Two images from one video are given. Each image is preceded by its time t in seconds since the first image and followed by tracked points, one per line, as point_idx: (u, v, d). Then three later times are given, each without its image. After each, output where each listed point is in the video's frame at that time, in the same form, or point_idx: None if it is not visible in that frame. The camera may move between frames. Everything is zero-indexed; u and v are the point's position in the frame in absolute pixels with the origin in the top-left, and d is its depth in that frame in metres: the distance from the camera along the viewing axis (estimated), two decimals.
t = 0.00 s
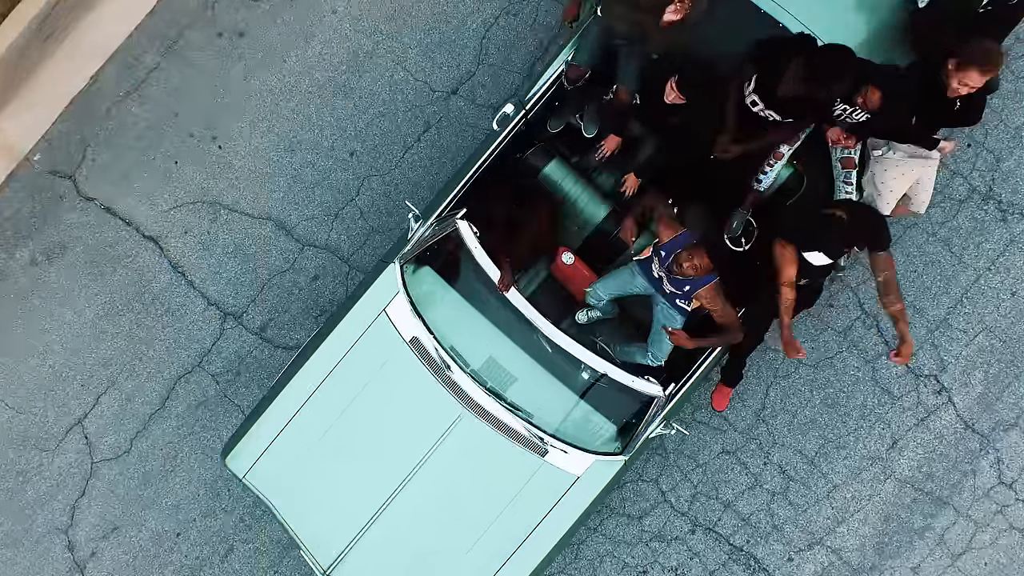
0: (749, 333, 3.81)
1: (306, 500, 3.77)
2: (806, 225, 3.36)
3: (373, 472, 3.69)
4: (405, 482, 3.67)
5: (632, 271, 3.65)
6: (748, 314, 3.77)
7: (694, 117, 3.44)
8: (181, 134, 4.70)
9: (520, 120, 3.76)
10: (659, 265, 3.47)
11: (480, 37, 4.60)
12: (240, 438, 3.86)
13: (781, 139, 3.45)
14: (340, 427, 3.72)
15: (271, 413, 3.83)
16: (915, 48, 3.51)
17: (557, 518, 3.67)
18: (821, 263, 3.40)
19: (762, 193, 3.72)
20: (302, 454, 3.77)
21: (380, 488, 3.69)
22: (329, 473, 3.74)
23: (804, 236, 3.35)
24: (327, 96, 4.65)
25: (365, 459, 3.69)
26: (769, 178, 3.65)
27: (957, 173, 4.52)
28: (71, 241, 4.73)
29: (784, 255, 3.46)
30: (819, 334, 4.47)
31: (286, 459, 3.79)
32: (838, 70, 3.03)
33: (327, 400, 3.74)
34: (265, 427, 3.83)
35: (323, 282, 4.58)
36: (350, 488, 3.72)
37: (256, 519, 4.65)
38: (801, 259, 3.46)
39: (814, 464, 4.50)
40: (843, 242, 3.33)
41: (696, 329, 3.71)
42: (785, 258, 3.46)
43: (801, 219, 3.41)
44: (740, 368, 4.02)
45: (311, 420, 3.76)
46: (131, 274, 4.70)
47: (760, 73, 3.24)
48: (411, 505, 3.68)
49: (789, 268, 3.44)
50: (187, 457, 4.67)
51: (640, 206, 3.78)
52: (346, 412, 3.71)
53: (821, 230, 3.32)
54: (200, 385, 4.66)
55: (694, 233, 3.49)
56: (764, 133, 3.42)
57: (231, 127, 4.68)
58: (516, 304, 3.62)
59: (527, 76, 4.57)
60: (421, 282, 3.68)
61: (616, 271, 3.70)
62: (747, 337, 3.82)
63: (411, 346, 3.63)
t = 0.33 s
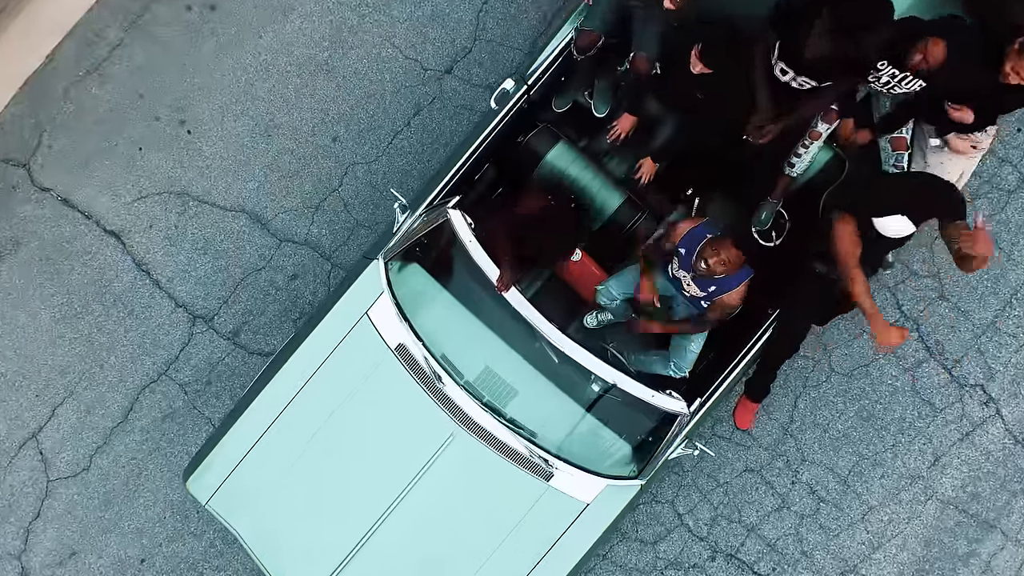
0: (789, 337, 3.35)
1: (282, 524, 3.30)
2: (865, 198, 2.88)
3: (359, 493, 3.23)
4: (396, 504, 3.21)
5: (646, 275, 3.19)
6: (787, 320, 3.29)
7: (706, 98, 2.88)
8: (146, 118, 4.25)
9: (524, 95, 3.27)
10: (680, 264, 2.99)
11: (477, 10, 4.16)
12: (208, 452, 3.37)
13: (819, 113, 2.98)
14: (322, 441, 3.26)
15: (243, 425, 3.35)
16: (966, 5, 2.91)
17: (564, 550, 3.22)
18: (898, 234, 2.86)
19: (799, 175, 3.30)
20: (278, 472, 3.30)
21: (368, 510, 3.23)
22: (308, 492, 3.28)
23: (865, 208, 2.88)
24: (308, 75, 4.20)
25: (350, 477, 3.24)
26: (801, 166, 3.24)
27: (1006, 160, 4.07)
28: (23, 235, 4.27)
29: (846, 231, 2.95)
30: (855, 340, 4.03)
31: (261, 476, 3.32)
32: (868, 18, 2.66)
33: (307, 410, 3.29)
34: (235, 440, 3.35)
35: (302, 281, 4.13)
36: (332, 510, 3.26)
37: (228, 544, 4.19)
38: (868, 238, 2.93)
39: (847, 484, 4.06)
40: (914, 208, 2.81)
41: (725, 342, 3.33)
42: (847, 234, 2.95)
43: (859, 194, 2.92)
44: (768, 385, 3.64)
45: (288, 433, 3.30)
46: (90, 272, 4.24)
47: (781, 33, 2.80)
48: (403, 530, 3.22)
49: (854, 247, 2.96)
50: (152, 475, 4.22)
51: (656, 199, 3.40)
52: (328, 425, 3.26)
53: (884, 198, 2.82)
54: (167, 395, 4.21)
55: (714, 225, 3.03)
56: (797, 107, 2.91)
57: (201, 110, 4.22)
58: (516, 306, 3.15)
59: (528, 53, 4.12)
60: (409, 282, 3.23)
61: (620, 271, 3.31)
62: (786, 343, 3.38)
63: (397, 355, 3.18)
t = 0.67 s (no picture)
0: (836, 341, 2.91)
1: (256, 548, 2.90)
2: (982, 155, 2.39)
3: (344, 514, 2.83)
4: (385, 526, 2.81)
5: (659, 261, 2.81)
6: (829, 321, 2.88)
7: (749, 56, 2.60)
8: (107, 100, 3.85)
9: (524, 70, 2.87)
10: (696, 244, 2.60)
11: None
12: (174, 464, 2.98)
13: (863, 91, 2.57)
14: (301, 455, 2.87)
15: (211, 436, 2.96)
16: None
17: None
18: (1009, 210, 2.28)
19: (840, 159, 2.87)
20: (252, 489, 2.90)
21: (354, 534, 2.83)
22: (286, 511, 2.88)
23: (975, 170, 2.37)
24: (286, 52, 3.81)
25: (333, 496, 2.84)
26: (841, 148, 2.79)
27: None
28: None
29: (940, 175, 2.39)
30: (890, 344, 3.66)
31: (232, 494, 2.92)
32: None
33: (282, 421, 2.89)
34: (203, 453, 2.96)
35: (279, 279, 3.73)
36: (314, 533, 2.86)
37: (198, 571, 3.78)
38: (967, 202, 2.35)
39: (882, 504, 3.66)
40: None
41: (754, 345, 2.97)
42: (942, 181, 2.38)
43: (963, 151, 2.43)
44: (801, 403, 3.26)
45: (263, 446, 2.90)
46: (45, 269, 3.85)
47: None
48: (394, 557, 2.82)
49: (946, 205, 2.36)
50: (115, 494, 3.82)
51: (674, 188, 3.01)
52: (307, 437, 2.86)
53: (996, 167, 2.35)
54: (131, 406, 3.82)
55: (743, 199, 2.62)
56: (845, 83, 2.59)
57: (168, 92, 3.83)
58: (515, 309, 2.77)
59: (530, 26, 3.71)
60: (393, 279, 2.84)
61: (632, 267, 2.94)
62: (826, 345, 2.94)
63: (380, 363, 2.79)
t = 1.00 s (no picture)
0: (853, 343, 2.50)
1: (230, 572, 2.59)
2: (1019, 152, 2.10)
3: (329, 533, 2.54)
4: (375, 546, 2.53)
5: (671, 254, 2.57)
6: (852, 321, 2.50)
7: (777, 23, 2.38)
8: (74, 83, 3.57)
9: (524, 46, 2.58)
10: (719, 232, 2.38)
11: None
12: (139, 479, 2.65)
13: (908, 66, 2.36)
14: (279, 469, 2.56)
15: (179, 448, 2.63)
16: None
17: None
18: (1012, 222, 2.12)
19: (875, 145, 2.68)
20: (224, 508, 2.58)
21: (339, 555, 2.54)
22: (264, 532, 2.56)
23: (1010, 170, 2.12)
24: (268, 32, 3.53)
25: (316, 514, 2.54)
26: (881, 129, 2.60)
27: None
28: None
29: (965, 175, 2.21)
30: (920, 348, 3.39)
31: (202, 513, 2.60)
32: None
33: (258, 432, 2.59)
34: (170, 466, 2.63)
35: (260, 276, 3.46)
36: (295, 554, 2.55)
37: None
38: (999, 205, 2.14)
39: (910, 521, 3.38)
40: None
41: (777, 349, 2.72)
42: (966, 183, 2.20)
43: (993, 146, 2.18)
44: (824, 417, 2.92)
45: (237, 459, 2.59)
46: (6, 265, 3.56)
47: None
48: None
49: (965, 206, 2.20)
50: (82, 510, 3.51)
51: (688, 177, 2.74)
52: (287, 449, 2.56)
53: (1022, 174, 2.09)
54: (99, 414, 3.53)
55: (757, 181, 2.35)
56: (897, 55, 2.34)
57: (140, 75, 3.56)
58: (511, 308, 2.49)
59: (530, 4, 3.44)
60: (379, 277, 2.56)
61: (642, 254, 2.66)
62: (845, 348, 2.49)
63: (364, 370, 2.52)
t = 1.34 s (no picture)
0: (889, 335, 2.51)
1: None
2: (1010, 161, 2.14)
3: (316, 543, 2.39)
4: (365, 558, 2.38)
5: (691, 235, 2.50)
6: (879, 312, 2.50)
7: (789, 5, 2.42)
8: (53, 73, 3.42)
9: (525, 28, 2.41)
10: (749, 214, 2.30)
11: None
12: (119, 479, 2.51)
13: (925, 45, 2.33)
14: (263, 476, 2.41)
15: (160, 449, 2.48)
16: None
17: None
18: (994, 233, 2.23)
19: (896, 133, 2.52)
20: (205, 516, 2.43)
21: (327, 567, 2.39)
22: (246, 542, 2.41)
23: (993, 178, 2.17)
24: (255, 18, 3.39)
25: (303, 523, 2.39)
26: (900, 117, 2.46)
27: None
28: None
29: (953, 183, 2.27)
30: (936, 349, 3.24)
31: (181, 521, 2.44)
32: None
33: (239, 436, 2.44)
34: (149, 470, 2.48)
35: (247, 273, 3.31)
36: (279, 566, 2.40)
37: None
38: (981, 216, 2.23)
39: (926, 530, 3.24)
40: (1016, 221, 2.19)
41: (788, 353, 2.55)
42: (956, 189, 2.27)
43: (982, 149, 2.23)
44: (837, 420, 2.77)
45: (219, 464, 2.44)
46: None
47: None
48: None
49: (958, 208, 2.28)
50: (61, 519, 3.33)
51: (697, 169, 2.62)
52: (271, 454, 2.41)
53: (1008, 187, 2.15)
54: (79, 418, 3.35)
55: (825, 171, 2.23)
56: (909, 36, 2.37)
57: (122, 65, 3.42)
58: (508, 307, 2.35)
59: None
60: (368, 273, 2.41)
61: (648, 244, 2.58)
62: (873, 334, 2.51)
63: (352, 372, 2.38)
